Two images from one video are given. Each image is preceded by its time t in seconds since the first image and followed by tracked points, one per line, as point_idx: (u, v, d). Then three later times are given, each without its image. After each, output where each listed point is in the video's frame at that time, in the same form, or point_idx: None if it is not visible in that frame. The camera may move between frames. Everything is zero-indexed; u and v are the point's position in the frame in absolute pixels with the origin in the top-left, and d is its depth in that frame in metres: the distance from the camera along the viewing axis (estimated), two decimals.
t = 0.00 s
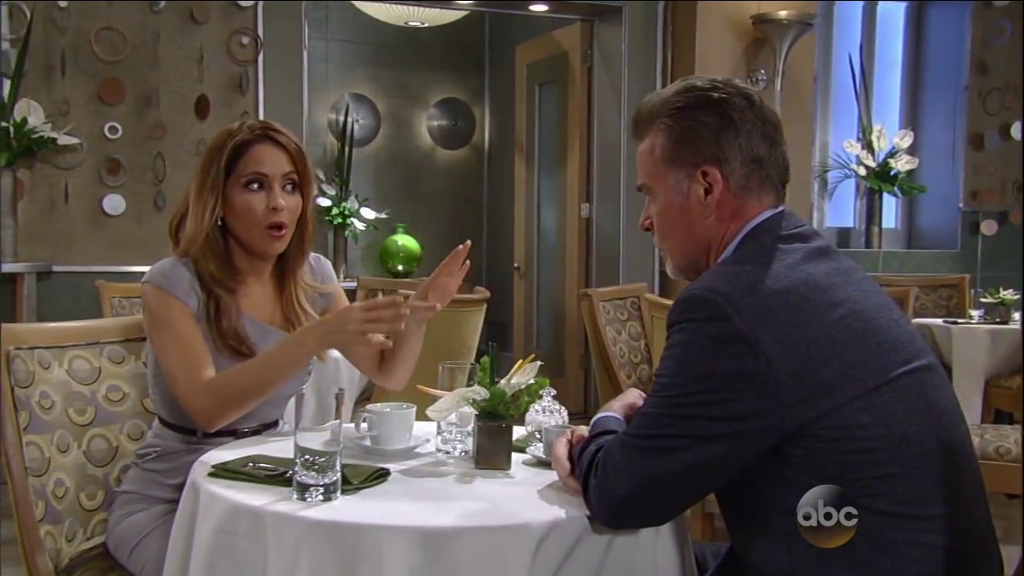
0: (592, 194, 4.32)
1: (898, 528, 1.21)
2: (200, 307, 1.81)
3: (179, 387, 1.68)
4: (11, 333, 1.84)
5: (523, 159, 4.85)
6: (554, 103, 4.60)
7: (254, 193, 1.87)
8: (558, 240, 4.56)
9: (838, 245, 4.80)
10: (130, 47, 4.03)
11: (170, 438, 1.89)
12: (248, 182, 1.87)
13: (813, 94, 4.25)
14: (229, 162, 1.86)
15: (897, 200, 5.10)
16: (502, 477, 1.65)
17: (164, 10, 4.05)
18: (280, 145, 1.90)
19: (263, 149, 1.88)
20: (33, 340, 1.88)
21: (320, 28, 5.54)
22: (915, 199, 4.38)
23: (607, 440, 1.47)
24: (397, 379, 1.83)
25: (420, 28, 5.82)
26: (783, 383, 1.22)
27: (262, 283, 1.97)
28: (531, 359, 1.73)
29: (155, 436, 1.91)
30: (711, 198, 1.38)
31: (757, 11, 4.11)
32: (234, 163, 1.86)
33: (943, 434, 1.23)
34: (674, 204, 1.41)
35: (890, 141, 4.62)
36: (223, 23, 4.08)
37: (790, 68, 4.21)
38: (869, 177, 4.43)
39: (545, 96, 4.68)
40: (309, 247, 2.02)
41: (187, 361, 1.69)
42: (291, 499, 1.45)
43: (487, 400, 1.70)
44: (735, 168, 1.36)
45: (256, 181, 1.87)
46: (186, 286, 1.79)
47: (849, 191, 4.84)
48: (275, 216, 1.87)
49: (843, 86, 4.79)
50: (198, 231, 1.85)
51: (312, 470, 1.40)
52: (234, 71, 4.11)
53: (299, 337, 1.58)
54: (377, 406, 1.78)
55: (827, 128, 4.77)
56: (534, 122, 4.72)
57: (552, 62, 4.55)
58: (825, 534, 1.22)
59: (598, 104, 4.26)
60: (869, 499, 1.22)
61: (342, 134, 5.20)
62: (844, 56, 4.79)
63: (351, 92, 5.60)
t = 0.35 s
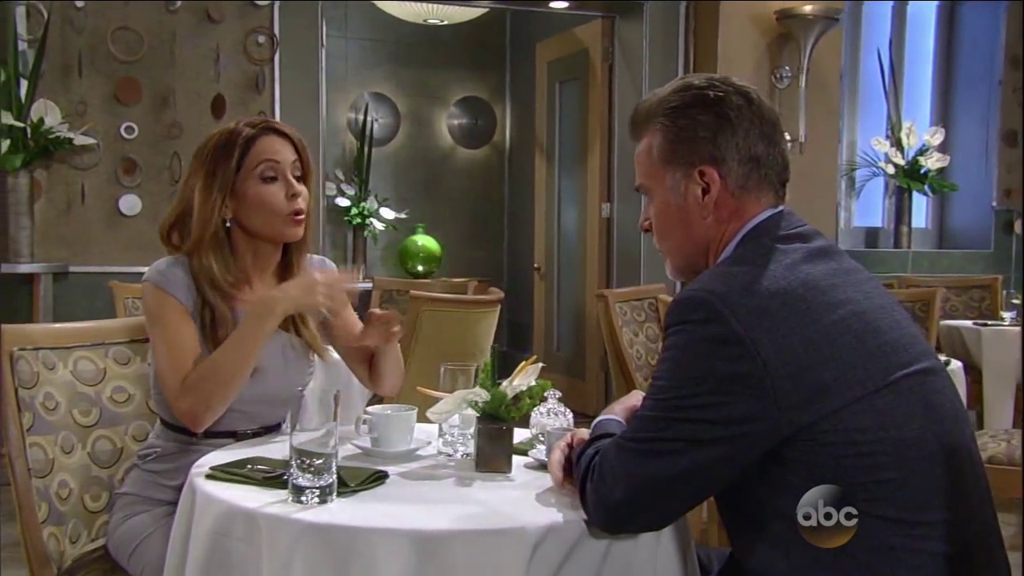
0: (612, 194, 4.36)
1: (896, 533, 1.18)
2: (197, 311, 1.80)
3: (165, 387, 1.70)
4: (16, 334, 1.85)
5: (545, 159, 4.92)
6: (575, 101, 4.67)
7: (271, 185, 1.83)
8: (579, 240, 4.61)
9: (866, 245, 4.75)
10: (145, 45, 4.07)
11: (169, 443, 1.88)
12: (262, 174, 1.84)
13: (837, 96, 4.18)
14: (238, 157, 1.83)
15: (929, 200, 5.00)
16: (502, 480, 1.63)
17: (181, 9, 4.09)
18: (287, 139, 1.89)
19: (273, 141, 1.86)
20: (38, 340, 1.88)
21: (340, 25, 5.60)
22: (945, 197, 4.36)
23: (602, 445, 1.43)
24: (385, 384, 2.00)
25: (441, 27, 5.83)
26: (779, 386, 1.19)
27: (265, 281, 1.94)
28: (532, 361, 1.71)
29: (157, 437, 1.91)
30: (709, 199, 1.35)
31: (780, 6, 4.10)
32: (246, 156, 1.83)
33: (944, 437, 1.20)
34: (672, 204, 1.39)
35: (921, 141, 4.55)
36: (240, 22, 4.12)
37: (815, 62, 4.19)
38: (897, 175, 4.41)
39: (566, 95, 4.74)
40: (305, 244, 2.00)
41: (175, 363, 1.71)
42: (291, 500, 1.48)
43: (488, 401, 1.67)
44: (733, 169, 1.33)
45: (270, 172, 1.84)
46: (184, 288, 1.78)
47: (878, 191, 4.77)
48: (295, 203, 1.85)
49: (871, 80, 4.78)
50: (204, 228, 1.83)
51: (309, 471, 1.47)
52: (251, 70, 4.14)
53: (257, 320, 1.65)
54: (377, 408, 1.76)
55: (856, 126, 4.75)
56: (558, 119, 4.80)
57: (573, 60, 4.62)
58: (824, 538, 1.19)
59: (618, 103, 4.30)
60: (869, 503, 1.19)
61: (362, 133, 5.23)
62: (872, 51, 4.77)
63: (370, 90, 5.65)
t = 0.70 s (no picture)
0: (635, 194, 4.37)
1: (898, 541, 1.13)
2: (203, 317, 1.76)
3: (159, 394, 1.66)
4: (22, 335, 1.84)
5: (566, 157, 4.93)
6: (597, 99, 4.70)
7: (281, 180, 1.79)
8: (602, 240, 4.63)
9: (897, 246, 4.67)
10: (164, 46, 4.11)
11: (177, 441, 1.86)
12: (271, 169, 1.80)
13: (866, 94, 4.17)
14: (245, 155, 1.80)
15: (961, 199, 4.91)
16: (503, 485, 1.60)
17: (199, 9, 4.13)
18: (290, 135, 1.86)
19: (278, 139, 1.83)
20: (45, 341, 1.87)
21: (362, 24, 5.63)
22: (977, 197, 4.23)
23: (603, 447, 1.39)
24: (380, 393, 2.00)
25: (462, 25, 5.82)
26: (777, 390, 1.14)
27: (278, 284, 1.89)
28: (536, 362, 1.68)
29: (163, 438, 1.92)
30: (712, 198, 1.31)
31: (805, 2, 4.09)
32: (253, 153, 1.80)
33: (949, 443, 1.15)
34: (676, 199, 1.35)
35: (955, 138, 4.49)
36: (258, 21, 4.16)
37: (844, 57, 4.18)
38: (928, 173, 4.33)
39: (588, 93, 4.76)
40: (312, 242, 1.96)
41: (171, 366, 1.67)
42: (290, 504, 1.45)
43: (490, 404, 1.65)
44: (738, 168, 1.28)
45: (279, 167, 1.81)
46: (191, 291, 1.74)
47: (910, 190, 4.68)
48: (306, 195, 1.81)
49: (903, 75, 4.68)
50: (214, 228, 1.79)
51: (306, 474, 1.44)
52: (269, 69, 4.18)
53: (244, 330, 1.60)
54: (379, 410, 1.73)
55: (886, 123, 4.66)
56: (581, 118, 4.80)
57: (596, 57, 4.65)
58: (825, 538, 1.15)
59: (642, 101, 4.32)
60: (867, 507, 1.14)
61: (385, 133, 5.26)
62: (903, 46, 4.68)
63: (391, 90, 5.66)
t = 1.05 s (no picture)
0: (658, 197, 4.38)
1: (902, 551, 1.09)
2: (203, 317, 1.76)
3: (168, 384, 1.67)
4: (28, 341, 1.83)
5: (589, 160, 4.94)
6: (621, 102, 4.71)
7: (289, 191, 1.78)
8: (624, 243, 4.63)
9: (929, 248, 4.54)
10: (181, 49, 4.10)
11: (181, 443, 1.83)
12: (280, 178, 1.79)
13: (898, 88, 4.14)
14: (257, 161, 1.78)
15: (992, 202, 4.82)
16: (505, 493, 1.56)
17: (217, 12, 4.12)
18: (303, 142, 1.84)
19: (291, 146, 1.81)
20: (51, 347, 1.87)
21: (382, 27, 5.64)
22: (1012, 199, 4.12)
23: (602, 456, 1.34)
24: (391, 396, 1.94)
25: (484, 27, 5.80)
26: (778, 397, 1.10)
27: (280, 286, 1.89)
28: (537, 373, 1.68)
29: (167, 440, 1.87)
30: (725, 200, 1.24)
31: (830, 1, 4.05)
32: (264, 159, 1.78)
33: (957, 454, 1.10)
34: (689, 198, 1.27)
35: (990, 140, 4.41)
36: (275, 25, 4.17)
37: (870, 56, 4.13)
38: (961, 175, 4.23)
39: (612, 96, 4.77)
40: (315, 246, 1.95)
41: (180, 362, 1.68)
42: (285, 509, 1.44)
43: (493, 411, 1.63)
44: (753, 171, 1.21)
45: (288, 177, 1.79)
46: (193, 291, 1.75)
47: (941, 192, 4.54)
48: (312, 209, 1.80)
49: (935, 74, 4.59)
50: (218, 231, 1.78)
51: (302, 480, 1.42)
52: (287, 73, 4.18)
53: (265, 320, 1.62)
54: (382, 416, 1.71)
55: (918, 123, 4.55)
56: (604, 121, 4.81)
57: (620, 59, 4.66)
58: (829, 553, 1.11)
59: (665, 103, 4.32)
60: (870, 519, 1.10)
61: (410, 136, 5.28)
62: (936, 44, 4.59)
63: (412, 92, 5.65)
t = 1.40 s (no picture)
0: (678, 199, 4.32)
1: (898, 559, 1.07)
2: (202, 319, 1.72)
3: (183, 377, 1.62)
4: (27, 344, 1.82)
5: (609, 161, 4.91)
6: (640, 101, 4.67)
7: (284, 198, 1.76)
8: (643, 245, 4.58)
9: (958, 251, 4.36)
10: (194, 51, 4.03)
11: (180, 447, 1.80)
12: (275, 185, 1.76)
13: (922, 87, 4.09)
14: (253, 164, 1.75)
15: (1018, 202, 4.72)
16: (503, 500, 1.54)
17: (229, 13, 4.04)
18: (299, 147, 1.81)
19: (287, 152, 1.79)
20: (52, 350, 1.86)
21: (400, 27, 5.61)
22: None
23: (597, 457, 1.31)
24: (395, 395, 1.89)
25: (503, 26, 5.77)
26: (772, 402, 1.08)
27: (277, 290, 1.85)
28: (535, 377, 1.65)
29: (166, 443, 1.84)
30: (716, 203, 1.21)
31: None
32: (261, 163, 1.76)
33: (954, 460, 1.07)
34: (682, 201, 1.24)
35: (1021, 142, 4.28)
36: (289, 25, 4.08)
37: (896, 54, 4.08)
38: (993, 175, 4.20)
39: (631, 96, 4.73)
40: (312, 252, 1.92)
41: (193, 351, 1.64)
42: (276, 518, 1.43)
43: (491, 416, 1.60)
44: (741, 174, 1.17)
45: (283, 184, 1.77)
46: (194, 290, 1.71)
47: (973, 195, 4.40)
48: (303, 216, 1.77)
49: (965, 73, 4.42)
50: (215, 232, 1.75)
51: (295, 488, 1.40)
52: (301, 74, 4.10)
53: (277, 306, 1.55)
54: (378, 422, 1.69)
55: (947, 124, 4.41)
56: (622, 122, 4.78)
57: (638, 57, 4.62)
58: (822, 561, 1.09)
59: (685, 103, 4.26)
60: (863, 525, 1.08)
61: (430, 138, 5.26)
62: (967, 41, 4.42)
63: (430, 93, 5.64)
